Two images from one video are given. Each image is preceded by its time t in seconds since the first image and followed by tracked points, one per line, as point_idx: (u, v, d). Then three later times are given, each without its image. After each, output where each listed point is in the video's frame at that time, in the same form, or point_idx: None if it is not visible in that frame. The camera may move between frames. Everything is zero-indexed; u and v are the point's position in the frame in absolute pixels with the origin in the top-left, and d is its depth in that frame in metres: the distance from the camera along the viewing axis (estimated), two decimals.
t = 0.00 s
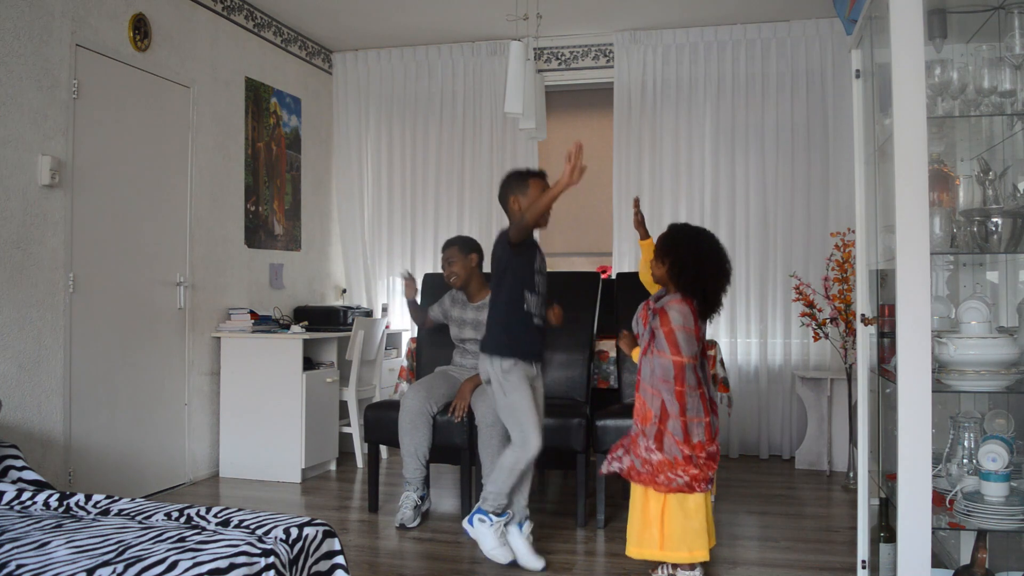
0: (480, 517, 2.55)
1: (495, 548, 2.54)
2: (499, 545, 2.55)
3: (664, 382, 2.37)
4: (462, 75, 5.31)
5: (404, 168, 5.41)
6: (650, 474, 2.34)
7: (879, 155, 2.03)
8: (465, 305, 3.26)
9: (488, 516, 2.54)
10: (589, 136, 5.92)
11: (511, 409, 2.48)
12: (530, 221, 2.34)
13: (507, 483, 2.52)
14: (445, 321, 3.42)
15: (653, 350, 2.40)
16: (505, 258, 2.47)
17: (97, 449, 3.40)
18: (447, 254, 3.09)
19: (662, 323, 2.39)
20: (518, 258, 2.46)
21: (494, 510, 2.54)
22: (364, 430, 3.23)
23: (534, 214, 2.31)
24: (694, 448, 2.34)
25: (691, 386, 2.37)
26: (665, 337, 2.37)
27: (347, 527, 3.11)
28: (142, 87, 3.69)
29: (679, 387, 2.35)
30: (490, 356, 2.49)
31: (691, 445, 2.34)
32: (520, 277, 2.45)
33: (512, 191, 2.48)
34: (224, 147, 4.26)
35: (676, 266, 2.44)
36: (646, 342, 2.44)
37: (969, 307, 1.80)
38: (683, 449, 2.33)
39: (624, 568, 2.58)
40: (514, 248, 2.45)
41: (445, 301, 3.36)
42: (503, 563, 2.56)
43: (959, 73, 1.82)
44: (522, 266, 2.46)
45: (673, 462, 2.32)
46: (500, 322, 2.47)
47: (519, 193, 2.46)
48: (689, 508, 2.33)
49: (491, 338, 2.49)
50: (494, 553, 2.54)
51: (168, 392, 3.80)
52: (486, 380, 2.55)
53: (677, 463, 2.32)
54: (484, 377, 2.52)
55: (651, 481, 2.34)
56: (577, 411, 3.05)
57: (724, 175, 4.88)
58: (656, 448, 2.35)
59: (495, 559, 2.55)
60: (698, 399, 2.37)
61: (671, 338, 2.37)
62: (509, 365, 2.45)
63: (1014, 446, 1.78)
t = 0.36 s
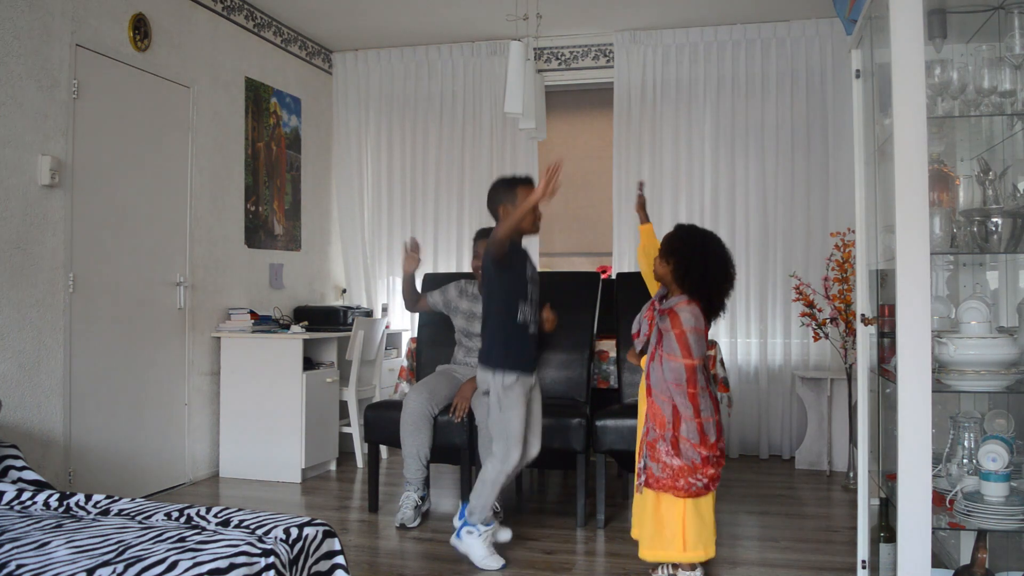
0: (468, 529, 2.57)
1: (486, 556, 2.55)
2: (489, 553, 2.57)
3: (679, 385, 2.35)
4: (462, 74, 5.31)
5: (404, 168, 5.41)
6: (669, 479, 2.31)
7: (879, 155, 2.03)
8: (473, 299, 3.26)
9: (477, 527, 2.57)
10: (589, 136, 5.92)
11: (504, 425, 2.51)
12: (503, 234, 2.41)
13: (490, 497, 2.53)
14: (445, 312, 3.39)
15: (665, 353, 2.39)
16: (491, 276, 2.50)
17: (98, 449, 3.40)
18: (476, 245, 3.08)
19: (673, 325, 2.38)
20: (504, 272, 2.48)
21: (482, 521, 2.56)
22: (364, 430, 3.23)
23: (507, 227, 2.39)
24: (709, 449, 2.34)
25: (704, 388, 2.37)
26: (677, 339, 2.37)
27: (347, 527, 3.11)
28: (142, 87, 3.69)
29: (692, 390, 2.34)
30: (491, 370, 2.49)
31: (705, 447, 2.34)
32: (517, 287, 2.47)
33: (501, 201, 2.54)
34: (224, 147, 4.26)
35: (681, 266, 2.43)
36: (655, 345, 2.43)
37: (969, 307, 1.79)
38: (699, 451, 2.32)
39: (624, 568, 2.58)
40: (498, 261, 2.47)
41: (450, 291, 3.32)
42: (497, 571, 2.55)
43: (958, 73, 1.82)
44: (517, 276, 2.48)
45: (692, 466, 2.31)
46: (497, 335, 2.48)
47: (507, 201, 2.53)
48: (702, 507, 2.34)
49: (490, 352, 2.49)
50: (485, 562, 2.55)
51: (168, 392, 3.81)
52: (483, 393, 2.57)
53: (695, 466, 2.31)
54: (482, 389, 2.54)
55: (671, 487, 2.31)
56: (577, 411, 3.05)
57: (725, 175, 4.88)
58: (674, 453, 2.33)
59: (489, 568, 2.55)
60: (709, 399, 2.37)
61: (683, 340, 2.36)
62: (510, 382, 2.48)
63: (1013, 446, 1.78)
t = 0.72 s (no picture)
0: (484, 531, 2.63)
1: (505, 554, 2.61)
2: (509, 551, 2.62)
3: (681, 388, 2.34)
4: (462, 74, 5.31)
5: (404, 168, 5.41)
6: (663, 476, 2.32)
7: (879, 155, 2.03)
8: (471, 297, 3.22)
9: (493, 529, 2.62)
10: (588, 136, 5.92)
11: (519, 435, 2.50)
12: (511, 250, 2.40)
13: (508, 503, 2.58)
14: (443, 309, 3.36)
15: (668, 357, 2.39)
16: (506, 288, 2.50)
17: (98, 449, 3.40)
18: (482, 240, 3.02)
19: (675, 331, 2.37)
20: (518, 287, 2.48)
21: (498, 524, 2.62)
22: (364, 430, 3.23)
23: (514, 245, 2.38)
24: (707, 451, 2.33)
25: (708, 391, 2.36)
26: (680, 344, 2.36)
27: (347, 527, 3.11)
28: (142, 87, 3.69)
29: (694, 394, 2.34)
30: (501, 382, 2.47)
31: (703, 449, 2.33)
32: (533, 300, 2.47)
33: (516, 212, 2.55)
34: (224, 147, 4.26)
35: (682, 270, 2.43)
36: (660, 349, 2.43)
37: (969, 307, 1.79)
38: (696, 453, 2.32)
39: (624, 568, 2.58)
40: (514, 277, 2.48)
41: (447, 286, 3.28)
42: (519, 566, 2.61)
43: (958, 73, 1.82)
44: (534, 290, 2.49)
45: (686, 465, 2.30)
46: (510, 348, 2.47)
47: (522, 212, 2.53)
48: (694, 511, 2.31)
49: (503, 364, 2.47)
50: (503, 559, 2.60)
51: (169, 392, 3.81)
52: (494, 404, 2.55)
53: (690, 466, 2.30)
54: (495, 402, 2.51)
55: (664, 482, 2.32)
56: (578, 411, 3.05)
57: (725, 175, 4.88)
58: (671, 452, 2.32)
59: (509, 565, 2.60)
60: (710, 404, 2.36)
61: (687, 346, 2.35)
62: (524, 395, 2.46)
63: (1014, 447, 1.78)
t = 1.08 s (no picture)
0: (482, 519, 2.56)
1: (501, 546, 2.54)
2: (504, 545, 2.55)
3: (693, 395, 2.35)
4: (462, 74, 5.31)
5: (403, 168, 5.40)
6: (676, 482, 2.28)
7: (879, 155, 2.03)
8: (462, 302, 3.24)
9: (492, 519, 2.54)
10: (588, 136, 5.92)
11: (534, 435, 2.48)
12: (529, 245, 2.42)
13: (518, 502, 2.50)
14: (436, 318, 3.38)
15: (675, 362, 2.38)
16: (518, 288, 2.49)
17: (97, 449, 3.40)
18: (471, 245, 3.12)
19: (682, 336, 2.38)
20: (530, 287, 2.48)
21: (500, 516, 2.54)
22: (364, 430, 3.23)
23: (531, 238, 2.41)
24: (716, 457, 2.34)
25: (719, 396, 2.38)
26: (688, 350, 2.37)
27: (347, 527, 3.11)
28: (141, 86, 3.69)
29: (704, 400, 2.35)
30: (514, 384, 2.49)
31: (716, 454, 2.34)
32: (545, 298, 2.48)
33: (524, 213, 2.56)
34: (223, 147, 4.25)
35: (681, 272, 2.42)
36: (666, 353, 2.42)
37: (969, 307, 1.80)
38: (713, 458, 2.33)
39: (624, 568, 2.58)
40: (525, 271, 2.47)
41: (438, 296, 3.29)
42: (507, 561, 2.56)
43: (958, 73, 1.82)
44: (543, 288, 2.49)
45: (700, 471, 2.29)
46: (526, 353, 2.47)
47: (528, 212, 2.54)
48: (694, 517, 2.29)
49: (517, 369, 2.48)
50: (499, 554, 2.55)
51: (168, 391, 3.81)
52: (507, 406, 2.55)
53: (703, 472, 2.30)
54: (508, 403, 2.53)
55: (693, 491, 2.28)
56: (577, 411, 3.05)
57: (724, 175, 4.88)
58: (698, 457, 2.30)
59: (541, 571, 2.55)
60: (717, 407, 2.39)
61: (694, 351, 2.37)
62: (534, 394, 2.47)
63: (1013, 447, 1.79)
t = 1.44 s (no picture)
0: (488, 533, 2.47)
1: (507, 561, 2.45)
2: (510, 559, 2.46)
3: (681, 398, 2.31)
4: (462, 74, 5.31)
5: (403, 168, 5.40)
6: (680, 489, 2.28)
7: (879, 155, 2.03)
8: (456, 304, 3.24)
9: (498, 532, 2.46)
10: (588, 135, 5.92)
11: (538, 448, 2.49)
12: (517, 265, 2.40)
13: (528, 512, 2.46)
14: (434, 322, 3.39)
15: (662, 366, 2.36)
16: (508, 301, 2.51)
17: (96, 448, 3.39)
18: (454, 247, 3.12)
19: (667, 338, 2.36)
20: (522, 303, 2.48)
21: (507, 528, 2.46)
22: (363, 430, 3.22)
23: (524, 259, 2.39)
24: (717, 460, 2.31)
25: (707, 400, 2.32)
26: (671, 352, 2.34)
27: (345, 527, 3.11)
28: (141, 85, 3.68)
29: (698, 402, 2.30)
30: (509, 399, 2.48)
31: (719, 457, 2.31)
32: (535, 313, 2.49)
33: (517, 225, 2.55)
34: (222, 146, 4.25)
35: (680, 273, 2.41)
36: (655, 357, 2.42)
37: (968, 308, 1.80)
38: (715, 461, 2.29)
39: (623, 569, 2.58)
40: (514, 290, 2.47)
41: (433, 299, 3.30)
42: None
43: (958, 74, 1.83)
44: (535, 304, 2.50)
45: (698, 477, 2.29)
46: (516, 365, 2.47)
47: (522, 227, 2.53)
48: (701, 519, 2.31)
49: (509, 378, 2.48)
50: (503, 568, 2.45)
51: (167, 391, 3.80)
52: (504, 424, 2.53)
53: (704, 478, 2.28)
54: (505, 421, 2.50)
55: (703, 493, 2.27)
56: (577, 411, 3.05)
57: (724, 174, 4.89)
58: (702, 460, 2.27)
59: None
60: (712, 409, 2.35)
61: (677, 354, 2.34)
62: (532, 405, 2.48)
63: (1012, 446, 1.79)
